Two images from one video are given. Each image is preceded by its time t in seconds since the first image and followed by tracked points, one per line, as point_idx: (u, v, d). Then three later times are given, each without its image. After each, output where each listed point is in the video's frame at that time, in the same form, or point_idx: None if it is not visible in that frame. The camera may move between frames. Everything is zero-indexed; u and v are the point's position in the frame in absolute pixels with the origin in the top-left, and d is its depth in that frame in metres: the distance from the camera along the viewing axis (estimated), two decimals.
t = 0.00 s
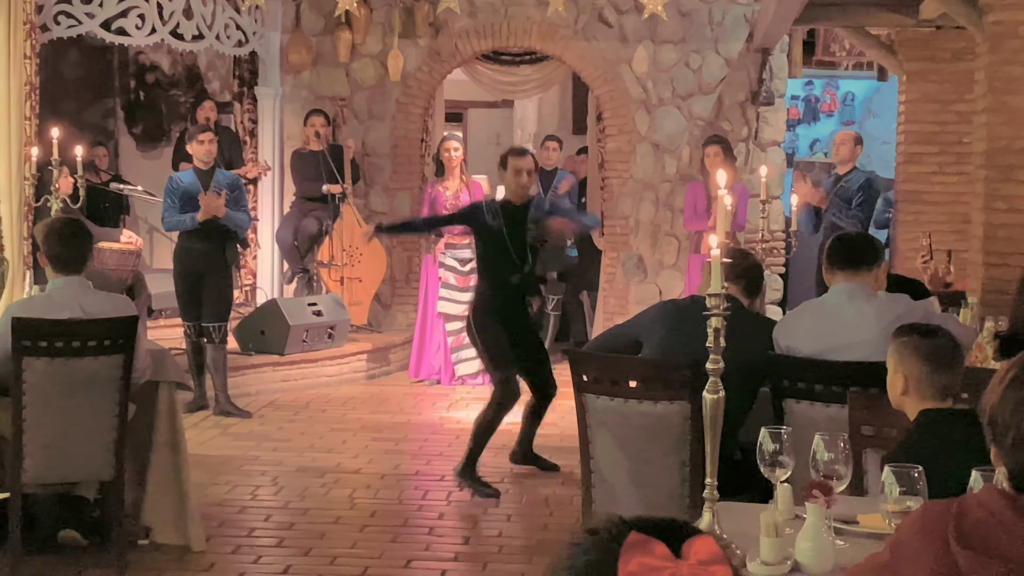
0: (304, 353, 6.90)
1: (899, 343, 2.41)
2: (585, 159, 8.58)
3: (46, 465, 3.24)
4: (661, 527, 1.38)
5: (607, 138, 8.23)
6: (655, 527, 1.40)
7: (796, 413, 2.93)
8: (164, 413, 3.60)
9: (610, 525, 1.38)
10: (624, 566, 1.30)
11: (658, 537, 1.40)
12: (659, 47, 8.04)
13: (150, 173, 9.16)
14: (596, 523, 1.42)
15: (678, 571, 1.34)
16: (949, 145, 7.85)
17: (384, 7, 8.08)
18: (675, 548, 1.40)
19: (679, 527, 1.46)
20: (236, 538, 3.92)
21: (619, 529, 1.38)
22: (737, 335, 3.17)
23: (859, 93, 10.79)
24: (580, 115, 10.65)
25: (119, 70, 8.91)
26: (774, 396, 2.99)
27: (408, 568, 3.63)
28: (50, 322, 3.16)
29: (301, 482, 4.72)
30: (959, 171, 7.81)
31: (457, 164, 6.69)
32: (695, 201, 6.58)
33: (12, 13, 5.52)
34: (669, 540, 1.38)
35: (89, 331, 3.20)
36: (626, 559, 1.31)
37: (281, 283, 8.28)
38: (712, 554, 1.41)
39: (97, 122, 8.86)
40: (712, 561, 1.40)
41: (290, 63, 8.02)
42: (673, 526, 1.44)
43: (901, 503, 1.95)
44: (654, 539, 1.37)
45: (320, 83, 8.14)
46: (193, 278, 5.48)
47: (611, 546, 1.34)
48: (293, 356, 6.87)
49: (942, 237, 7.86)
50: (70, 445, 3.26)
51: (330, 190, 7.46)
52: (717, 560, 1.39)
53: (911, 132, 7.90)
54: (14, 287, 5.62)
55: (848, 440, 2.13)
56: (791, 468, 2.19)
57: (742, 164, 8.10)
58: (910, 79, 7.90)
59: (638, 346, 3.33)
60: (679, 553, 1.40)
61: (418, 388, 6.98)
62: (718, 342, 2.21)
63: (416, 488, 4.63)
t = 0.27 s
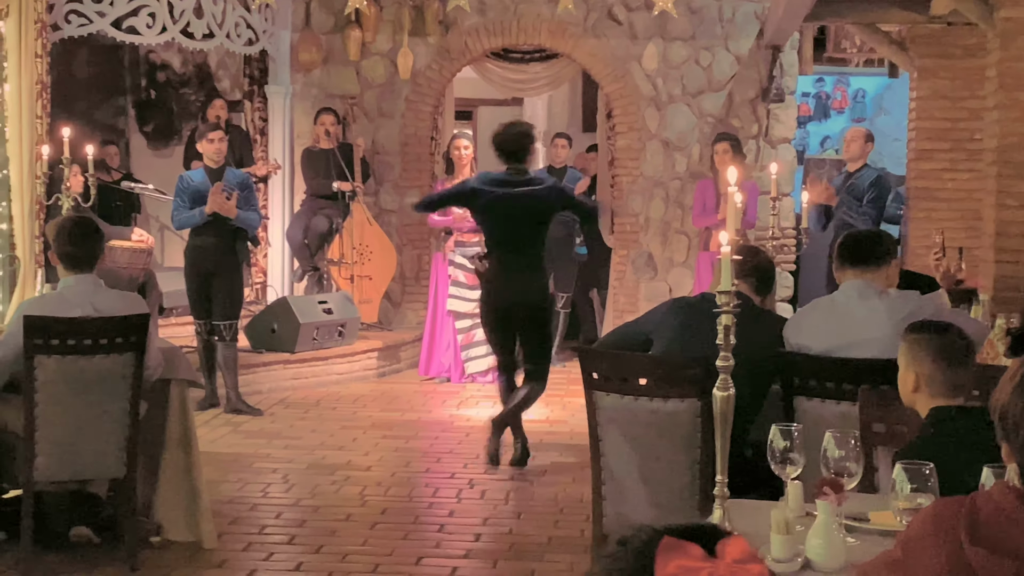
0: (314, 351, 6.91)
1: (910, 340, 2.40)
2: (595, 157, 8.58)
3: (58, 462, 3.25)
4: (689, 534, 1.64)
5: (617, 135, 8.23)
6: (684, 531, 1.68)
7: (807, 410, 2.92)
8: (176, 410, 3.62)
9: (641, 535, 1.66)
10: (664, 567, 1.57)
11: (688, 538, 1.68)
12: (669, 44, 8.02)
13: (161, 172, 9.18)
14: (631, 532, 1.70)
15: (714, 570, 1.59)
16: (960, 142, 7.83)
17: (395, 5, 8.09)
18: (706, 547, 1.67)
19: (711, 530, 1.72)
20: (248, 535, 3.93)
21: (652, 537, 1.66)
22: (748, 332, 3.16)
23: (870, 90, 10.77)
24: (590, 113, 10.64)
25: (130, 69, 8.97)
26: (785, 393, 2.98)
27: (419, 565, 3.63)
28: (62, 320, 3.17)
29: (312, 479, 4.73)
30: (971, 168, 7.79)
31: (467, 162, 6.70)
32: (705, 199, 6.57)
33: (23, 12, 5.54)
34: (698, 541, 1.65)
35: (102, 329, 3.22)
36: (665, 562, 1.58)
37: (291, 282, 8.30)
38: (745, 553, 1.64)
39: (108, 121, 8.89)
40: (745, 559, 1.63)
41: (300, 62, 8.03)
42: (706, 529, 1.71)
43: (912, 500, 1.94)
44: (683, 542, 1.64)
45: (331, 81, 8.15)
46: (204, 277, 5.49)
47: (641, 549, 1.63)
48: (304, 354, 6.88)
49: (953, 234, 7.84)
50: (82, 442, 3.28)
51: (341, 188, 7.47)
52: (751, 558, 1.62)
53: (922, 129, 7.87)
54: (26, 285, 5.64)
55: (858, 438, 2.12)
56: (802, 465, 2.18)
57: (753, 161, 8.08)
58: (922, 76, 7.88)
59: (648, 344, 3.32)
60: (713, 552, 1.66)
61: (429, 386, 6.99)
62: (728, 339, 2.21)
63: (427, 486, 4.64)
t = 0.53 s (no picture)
0: (327, 350, 6.92)
1: (923, 338, 2.39)
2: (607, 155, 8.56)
3: (71, 460, 3.27)
4: (745, 553, 1.22)
5: (629, 133, 8.21)
6: (736, 552, 1.24)
7: (820, 408, 2.91)
8: (189, 409, 3.63)
9: (684, 553, 1.24)
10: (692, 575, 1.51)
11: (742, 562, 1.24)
12: (681, 41, 8.01)
13: (175, 171, 9.21)
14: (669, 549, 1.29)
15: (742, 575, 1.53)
16: (974, 139, 7.80)
17: (407, 3, 8.11)
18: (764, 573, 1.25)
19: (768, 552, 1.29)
20: (262, 533, 3.95)
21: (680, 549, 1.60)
22: (761, 330, 3.15)
23: (883, 88, 10.75)
24: (602, 111, 10.63)
25: (144, 69, 9.01)
26: (798, 392, 2.97)
27: (432, 564, 3.64)
28: (77, 317, 3.19)
29: (325, 477, 4.74)
30: (984, 166, 7.76)
31: (478, 160, 6.69)
32: (717, 197, 6.56)
33: (37, 12, 5.57)
34: (755, 564, 1.22)
35: (116, 327, 3.23)
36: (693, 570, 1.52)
37: (304, 280, 8.32)
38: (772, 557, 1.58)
39: (122, 120, 8.93)
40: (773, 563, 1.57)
41: (313, 60, 8.04)
42: (761, 550, 1.28)
43: (925, 498, 1.93)
44: (738, 567, 1.22)
45: (343, 79, 8.17)
46: (218, 275, 5.51)
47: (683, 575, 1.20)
48: (316, 352, 6.89)
49: (967, 232, 7.80)
50: (96, 441, 3.29)
51: (353, 187, 7.48)
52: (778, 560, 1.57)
53: (936, 126, 7.84)
54: (40, 284, 5.67)
55: (872, 436, 2.11)
56: (815, 463, 2.18)
57: (766, 159, 8.06)
58: (935, 73, 7.85)
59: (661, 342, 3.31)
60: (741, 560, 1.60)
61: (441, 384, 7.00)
62: (741, 337, 2.21)
63: (439, 484, 4.64)
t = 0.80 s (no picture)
0: (340, 349, 6.93)
1: (937, 336, 2.37)
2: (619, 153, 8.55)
3: (86, 459, 3.28)
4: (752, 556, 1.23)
5: (642, 132, 8.20)
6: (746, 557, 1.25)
7: (833, 407, 2.89)
8: (203, 408, 3.64)
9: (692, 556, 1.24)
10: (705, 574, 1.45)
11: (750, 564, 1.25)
12: (694, 40, 7.99)
13: (188, 171, 9.24)
14: (679, 554, 1.29)
15: None
16: (987, 137, 7.76)
17: (418, 3, 8.11)
18: (772, 575, 1.25)
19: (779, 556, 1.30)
20: (275, 532, 3.95)
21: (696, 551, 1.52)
22: (775, 329, 3.14)
23: (896, 85, 10.74)
24: (615, 109, 10.62)
25: (157, 69, 9.04)
26: (811, 391, 2.96)
27: (445, 563, 3.64)
28: (90, 317, 3.21)
29: (338, 477, 4.75)
30: (998, 164, 7.73)
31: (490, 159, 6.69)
32: (730, 196, 6.54)
33: (50, 12, 5.60)
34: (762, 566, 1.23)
35: (129, 327, 3.24)
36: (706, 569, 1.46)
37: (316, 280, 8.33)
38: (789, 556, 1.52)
39: (135, 120, 8.97)
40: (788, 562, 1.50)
41: (325, 60, 8.05)
42: (771, 553, 1.29)
43: (939, 497, 1.92)
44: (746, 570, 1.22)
45: (355, 79, 8.18)
46: (231, 275, 5.53)
47: None
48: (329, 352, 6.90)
49: (981, 230, 7.77)
50: (109, 440, 3.30)
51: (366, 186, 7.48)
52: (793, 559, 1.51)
53: (949, 124, 7.81)
54: (54, 284, 5.70)
55: (885, 435, 2.10)
56: (828, 463, 2.16)
57: (779, 157, 8.03)
58: (949, 70, 7.81)
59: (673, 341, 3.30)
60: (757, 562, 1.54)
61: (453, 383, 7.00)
62: (753, 336, 2.20)
63: (452, 483, 4.64)
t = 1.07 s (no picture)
0: (351, 349, 6.95)
1: (948, 336, 2.37)
2: (630, 153, 8.55)
3: (98, 460, 3.29)
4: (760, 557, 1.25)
5: (653, 131, 8.19)
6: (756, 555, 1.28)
7: (844, 406, 2.88)
8: (215, 409, 3.66)
9: (705, 553, 1.26)
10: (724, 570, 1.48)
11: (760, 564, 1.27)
12: (704, 39, 7.97)
13: (199, 171, 9.27)
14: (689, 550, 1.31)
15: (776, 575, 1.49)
16: (999, 136, 7.74)
17: (429, 3, 8.12)
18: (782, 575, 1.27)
19: (784, 553, 1.33)
20: (287, 532, 3.96)
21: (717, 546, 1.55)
22: (786, 328, 3.13)
23: (907, 84, 10.73)
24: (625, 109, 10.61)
25: (168, 70, 9.08)
26: (822, 390, 2.95)
27: (457, 563, 3.64)
28: (103, 318, 3.21)
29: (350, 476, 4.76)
30: (1010, 163, 7.71)
31: (500, 159, 6.69)
32: (741, 196, 6.53)
33: (62, 14, 5.62)
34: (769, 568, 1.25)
35: (141, 328, 3.25)
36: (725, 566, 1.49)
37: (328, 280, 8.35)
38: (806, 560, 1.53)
39: (147, 120, 9.01)
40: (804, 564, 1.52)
41: (336, 61, 8.06)
42: (777, 551, 1.31)
43: (950, 497, 1.92)
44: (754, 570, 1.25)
45: (366, 79, 8.20)
46: (243, 275, 5.55)
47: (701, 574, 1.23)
48: (341, 352, 6.91)
49: (993, 230, 7.75)
50: (122, 440, 3.32)
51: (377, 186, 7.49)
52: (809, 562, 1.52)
53: (961, 122, 7.79)
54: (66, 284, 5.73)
55: (896, 435, 2.09)
56: (839, 463, 2.16)
57: (789, 157, 8.01)
58: (960, 69, 7.79)
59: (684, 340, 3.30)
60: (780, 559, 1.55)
61: (465, 383, 7.01)
62: (764, 337, 2.19)
63: (464, 483, 4.64)
